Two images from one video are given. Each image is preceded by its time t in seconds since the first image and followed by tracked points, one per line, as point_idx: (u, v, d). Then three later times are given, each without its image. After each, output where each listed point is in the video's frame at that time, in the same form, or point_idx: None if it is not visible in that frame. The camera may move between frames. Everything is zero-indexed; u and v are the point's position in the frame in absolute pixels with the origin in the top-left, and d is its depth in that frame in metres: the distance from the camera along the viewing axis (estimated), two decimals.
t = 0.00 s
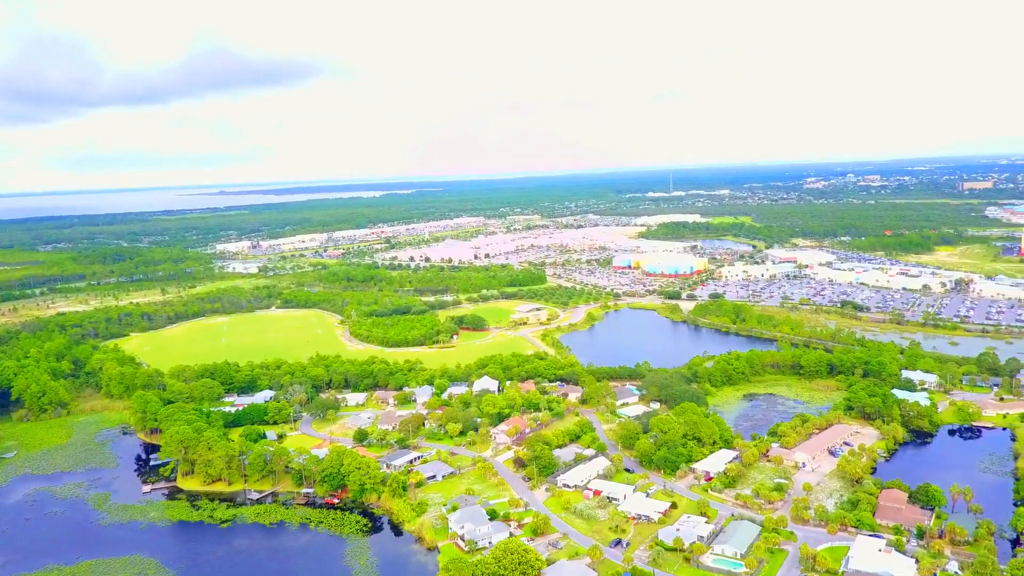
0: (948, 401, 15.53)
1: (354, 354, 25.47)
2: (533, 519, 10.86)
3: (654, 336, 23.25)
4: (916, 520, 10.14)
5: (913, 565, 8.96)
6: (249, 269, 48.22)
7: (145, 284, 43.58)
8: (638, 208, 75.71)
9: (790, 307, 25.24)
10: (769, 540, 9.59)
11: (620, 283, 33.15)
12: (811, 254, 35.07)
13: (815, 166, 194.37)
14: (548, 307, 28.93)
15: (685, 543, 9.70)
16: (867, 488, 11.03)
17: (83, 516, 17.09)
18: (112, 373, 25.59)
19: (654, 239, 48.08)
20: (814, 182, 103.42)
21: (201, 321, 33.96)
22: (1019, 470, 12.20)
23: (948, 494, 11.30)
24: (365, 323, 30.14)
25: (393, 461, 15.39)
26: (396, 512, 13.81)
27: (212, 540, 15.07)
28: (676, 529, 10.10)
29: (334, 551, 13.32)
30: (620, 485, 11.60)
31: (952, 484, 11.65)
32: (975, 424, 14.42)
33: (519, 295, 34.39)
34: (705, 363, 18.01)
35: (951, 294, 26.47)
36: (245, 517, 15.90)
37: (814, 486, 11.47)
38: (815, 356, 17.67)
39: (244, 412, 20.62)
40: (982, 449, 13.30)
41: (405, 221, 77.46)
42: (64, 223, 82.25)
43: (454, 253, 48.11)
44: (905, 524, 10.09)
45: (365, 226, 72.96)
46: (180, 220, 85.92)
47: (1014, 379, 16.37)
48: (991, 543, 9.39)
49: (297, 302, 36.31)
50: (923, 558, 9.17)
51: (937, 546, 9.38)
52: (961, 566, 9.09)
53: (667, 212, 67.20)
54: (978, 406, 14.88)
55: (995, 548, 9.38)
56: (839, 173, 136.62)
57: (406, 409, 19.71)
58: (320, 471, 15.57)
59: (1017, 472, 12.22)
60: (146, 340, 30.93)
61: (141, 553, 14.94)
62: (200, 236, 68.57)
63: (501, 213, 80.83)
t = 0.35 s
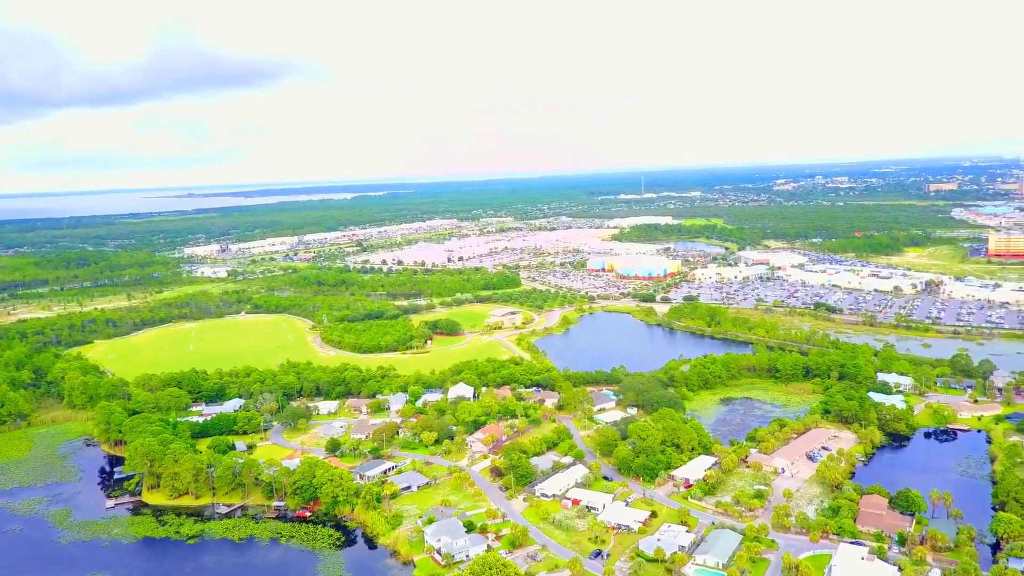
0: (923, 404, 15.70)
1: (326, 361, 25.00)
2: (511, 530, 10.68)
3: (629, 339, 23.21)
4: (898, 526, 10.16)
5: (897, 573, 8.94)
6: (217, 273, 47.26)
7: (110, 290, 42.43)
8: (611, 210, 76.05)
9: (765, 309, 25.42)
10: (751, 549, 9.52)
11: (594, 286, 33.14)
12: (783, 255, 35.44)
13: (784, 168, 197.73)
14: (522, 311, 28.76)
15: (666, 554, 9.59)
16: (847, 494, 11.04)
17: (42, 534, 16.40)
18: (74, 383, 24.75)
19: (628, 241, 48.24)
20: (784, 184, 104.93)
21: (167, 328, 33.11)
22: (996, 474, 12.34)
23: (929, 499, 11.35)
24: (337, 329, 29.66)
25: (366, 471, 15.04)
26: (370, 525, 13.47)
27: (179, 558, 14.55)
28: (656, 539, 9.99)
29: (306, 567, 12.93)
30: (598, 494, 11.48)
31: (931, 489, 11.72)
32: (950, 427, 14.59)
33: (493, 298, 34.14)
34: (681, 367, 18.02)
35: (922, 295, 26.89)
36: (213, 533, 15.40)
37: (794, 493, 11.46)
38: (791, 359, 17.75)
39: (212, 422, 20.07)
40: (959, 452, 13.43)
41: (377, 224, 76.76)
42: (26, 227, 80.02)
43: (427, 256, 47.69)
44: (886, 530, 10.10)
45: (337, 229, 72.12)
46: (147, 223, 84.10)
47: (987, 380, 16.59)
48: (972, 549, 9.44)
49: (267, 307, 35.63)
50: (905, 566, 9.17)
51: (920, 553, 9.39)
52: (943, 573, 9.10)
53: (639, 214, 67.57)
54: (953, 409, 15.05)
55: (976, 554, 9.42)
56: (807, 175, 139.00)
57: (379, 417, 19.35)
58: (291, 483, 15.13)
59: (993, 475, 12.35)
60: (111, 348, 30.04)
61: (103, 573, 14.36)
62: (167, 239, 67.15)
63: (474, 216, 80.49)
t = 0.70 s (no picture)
0: (897, 406, 15.89)
1: (296, 367, 24.49)
2: (488, 541, 10.49)
3: (604, 342, 23.14)
4: (877, 532, 10.19)
5: None
6: (184, 277, 46.17)
7: (72, 294, 41.16)
8: (584, 212, 76.33)
9: (738, 311, 25.56)
10: (731, 558, 9.45)
11: (568, 288, 33.09)
12: (755, 257, 35.76)
13: (752, 170, 200.70)
14: (496, 314, 28.52)
15: (646, 564, 9.48)
16: (827, 499, 11.06)
17: None
18: (33, 392, 23.86)
19: (601, 243, 48.34)
20: (753, 186, 106.32)
21: (132, 334, 32.18)
22: (970, 476, 12.51)
23: (907, 503, 11.44)
24: (307, 334, 29.10)
25: (338, 482, 14.68)
26: (342, 538, 13.11)
27: None
28: (636, 548, 9.88)
29: None
30: (576, 503, 11.36)
31: (909, 493, 11.82)
32: (924, 429, 14.79)
33: (467, 302, 33.84)
34: (657, 371, 17.99)
35: (891, 296, 27.31)
36: (179, 548, 14.88)
37: (773, 498, 11.47)
38: (766, 362, 17.82)
39: (179, 432, 19.47)
40: (934, 454, 13.60)
41: (348, 226, 75.86)
42: None
43: (399, 259, 47.17)
44: (866, 536, 10.14)
45: (307, 231, 71.12)
46: (111, 225, 82.05)
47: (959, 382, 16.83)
48: (951, 554, 9.51)
49: (236, 311, 34.86)
50: (885, 572, 9.19)
51: (901, 559, 9.42)
52: None
53: (611, 216, 67.85)
54: (927, 411, 15.22)
55: (955, 559, 9.49)
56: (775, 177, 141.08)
57: (351, 425, 18.97)
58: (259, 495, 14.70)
59: (969, 478, 12.52)
60: (72, 356, 29.07)
61: None
62: (133, 242, 65.56)
63: (446, 218, 80.01)
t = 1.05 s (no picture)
0: (871, 409, 16.04)
1: (265, 374, 23.94)
2: (462, 554, 10.26)
3: (577, 346, 23.04)
4: (856, 539, 10.22)
5: None
6: (149, 281, 45.02)
7: (32, 300, 39.85)
8: (555, 214, 76.41)
9: (710, 313, 25.70)
10: (710, 568, 9.36)
11: (540, 291, 32.99)
12: (726, 259, 36.02)
13: (720, 172, 203.40)
14: (468, 318, 28.26)
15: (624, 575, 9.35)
16: (805, 506, 11.05)
17: None
18: None
19: (573, 245, 48.38)
20: (722, 187, 107.56)
21: (94, 341, 31.18)
22: (946, 479, 12.65)
23: (885, 508, 11.51)
24: (276, 340, 28.51)
25: (307, 494, 14.27)
26: (311, 553, 12.66)
27: None
28: (614, 559, 9.74)
29: None
30: (552, 513, 11.21)
31: (887, 498, 11.91)
32: (898, 431, 14.94)
33: (439, 306, 33.52)
34: (631, 376, 17.93)
35: (861, 298, 27.70)
36: (142, 566, 14.29)
37: (751, 505, 11.44)
38: (740, 365, 17.87)
39: (141, 443, 18.82)
40: (909, 457, 13.74)
41: (317, 228, 74.87)
42: None
43: (369, 262, 46.60)
44: (845, 543, 10.17)
45: (275, 234, 69.98)
46: (73, 229, 79.82)
47: (931, 384, 17.07)
48: (930, 560, 9.55)
49: (202, 317, 34.02)
50: None
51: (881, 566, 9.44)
52: None
53: (583, 218, 68.06)
54: (901, 413, 15.40)
55: (936, 566, 9.54)
56: (743, 179, 143.15)
57: (322, 433, 18.53)
58: (225, 510, 14.21)
59: (944, 481, 12.68)
60: (30, 364, 28.03)
61: None
62: (95, 246, 63.83)
63: (417, 220, 79.45)
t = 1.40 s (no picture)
0: (846, 411, 16.18)
1: (233, 382, 23.35)
2: (439, 566, 10.04)
3: (551, 349, 22.91)
4: (836, 545, 10.24)
5: None
6: (112, 285, 43.83)
7: None
8: (527, 216, 76.35)
9: (684, 315, 25.79)
10: None
11: (514, 294, 32.82)
12: (698, 260, 36.24)
13: (689, 174, 205.58)
14: (441, 322, 27.95)
15: None
16: (784, 511, 11.05)
17: None
18: None
19: (545, 248, 48.32)
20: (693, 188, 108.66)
21: (54, 348, 30.15)
22: (921, 482, 12.79)
23: (863, 513, 11.57)
24: (244, 346, 27.88)
25: (277, 506, 13.88)
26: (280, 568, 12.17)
27: None
28: (593, 569, 9.62)
29: None
30: (529, 522, 11.06)
31: (865, 503, 11.99)
32: (873, 434, 15.09)
33: (411, 309, 33.14)
34: (606, 380, 17.86)
35: (832, 299, 28.05)
36: None
37: (729, 511, 11.42)
38: (715, 368, 17.90)
39: (103, 455, 18.19)
40: (884, 460, 13.87)
41: (286, 231, 73.79)
42: None
43: (340, 265, 45.95)
44: (825, 549, 10.18)
45: (244, 237, 68.75)
46: (34, 232, 77.57)
47: (904, 386, 17.30)
48: (910, 566, 9.59)
49: (168, 322, 33.16)
50: None
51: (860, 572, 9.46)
52: None
53: (555, 220, 68.09)
54: (875, 416, 15.57)
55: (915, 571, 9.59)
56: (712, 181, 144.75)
57: (292, 441, 18.11)
58: (191, 524, 13.73)
59: (919, 484, 12.82)
60: None
61: None
62: (57, 250, 62.07)
63: (388, 222, 78.75)
